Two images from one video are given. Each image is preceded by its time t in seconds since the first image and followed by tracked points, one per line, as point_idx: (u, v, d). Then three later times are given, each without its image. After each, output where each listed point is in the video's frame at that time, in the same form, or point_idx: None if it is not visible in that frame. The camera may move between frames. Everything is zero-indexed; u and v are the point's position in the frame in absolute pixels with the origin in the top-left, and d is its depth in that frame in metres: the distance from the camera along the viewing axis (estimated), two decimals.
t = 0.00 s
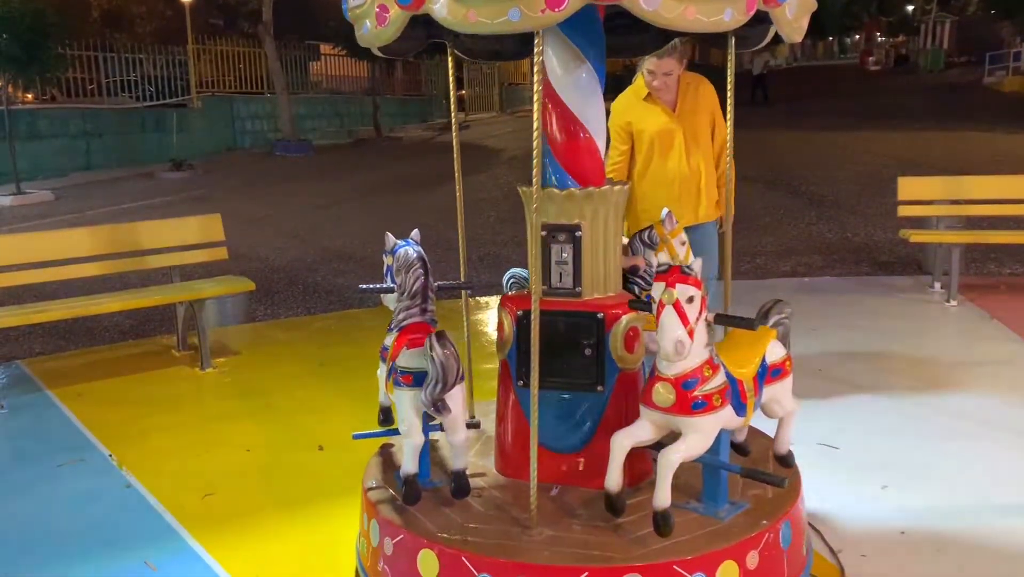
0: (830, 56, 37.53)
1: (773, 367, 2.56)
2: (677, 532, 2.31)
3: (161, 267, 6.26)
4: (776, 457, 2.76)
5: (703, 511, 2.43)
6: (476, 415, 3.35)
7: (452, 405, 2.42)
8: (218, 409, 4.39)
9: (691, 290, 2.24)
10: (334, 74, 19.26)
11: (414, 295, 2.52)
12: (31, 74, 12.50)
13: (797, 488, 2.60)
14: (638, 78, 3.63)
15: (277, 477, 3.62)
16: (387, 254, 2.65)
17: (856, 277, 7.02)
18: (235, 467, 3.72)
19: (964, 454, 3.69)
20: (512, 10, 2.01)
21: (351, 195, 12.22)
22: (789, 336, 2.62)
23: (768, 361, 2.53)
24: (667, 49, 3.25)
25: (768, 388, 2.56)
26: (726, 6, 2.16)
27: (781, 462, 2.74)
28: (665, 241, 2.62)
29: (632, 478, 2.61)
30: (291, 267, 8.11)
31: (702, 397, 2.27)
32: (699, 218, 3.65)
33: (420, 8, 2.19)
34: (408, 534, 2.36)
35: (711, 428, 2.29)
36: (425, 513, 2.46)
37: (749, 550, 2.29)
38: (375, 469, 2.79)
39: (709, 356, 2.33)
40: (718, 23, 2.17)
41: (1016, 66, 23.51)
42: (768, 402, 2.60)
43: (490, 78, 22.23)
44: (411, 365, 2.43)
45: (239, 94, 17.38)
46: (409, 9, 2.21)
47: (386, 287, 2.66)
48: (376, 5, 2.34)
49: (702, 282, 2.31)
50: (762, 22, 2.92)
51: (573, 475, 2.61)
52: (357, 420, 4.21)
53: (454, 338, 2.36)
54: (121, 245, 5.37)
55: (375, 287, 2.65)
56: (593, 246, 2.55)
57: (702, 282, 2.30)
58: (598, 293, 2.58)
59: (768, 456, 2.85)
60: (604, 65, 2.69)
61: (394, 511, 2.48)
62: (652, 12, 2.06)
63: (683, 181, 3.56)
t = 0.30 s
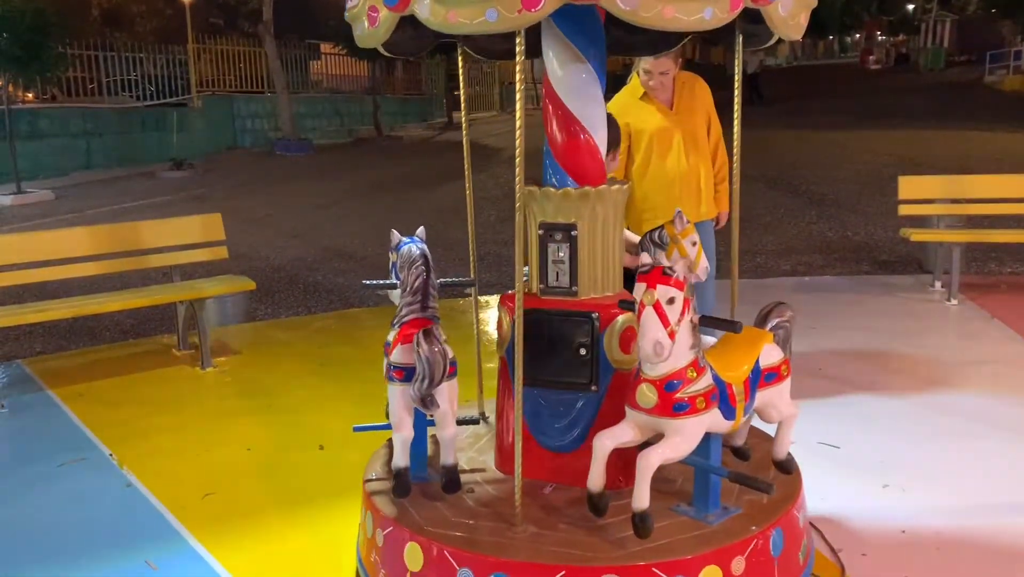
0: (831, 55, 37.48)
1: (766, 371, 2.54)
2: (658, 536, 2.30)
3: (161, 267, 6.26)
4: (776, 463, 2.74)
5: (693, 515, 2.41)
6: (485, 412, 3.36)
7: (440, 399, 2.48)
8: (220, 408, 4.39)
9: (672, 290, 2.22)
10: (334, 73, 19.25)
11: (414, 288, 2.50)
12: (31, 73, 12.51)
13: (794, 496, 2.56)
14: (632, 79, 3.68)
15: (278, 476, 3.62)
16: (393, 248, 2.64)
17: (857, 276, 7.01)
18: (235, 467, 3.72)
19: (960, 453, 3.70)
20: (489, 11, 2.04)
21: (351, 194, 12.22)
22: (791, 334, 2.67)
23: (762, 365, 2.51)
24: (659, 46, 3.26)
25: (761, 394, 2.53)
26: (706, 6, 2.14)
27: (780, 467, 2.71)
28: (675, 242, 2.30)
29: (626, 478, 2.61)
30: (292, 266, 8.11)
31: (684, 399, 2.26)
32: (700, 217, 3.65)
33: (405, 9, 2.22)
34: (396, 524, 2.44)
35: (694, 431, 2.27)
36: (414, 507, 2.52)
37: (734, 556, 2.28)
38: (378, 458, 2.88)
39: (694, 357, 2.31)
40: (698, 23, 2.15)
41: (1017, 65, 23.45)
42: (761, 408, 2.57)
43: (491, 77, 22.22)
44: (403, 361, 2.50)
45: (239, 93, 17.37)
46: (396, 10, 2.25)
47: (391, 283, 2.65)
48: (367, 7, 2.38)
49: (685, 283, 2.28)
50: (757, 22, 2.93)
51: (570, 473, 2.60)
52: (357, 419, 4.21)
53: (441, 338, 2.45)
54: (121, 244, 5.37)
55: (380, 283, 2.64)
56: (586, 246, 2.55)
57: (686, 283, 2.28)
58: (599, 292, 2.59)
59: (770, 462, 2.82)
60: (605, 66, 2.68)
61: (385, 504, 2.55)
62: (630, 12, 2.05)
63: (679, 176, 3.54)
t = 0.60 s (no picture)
0: (831, 55, 37.45)
1: (760, 375, 2.52)
2: (643, 537, 2.31)
3: (161, 266, 6.26)
4: (773, 469, 2.72)
5: (681, 518, 2.41)
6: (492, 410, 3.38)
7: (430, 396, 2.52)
8: (220, 408, 4.40)
9: (651, 292, 2.21)
10: (335, 72, 19.25)
11: (416, 287, 2.55)
12: (31, 73, 12.52)
13: (788, 502, 2.54)
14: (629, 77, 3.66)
15: (277, 476, 3.62)
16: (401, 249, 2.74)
17: (857, 276, 7.01)
18: (235, 466, 3.72)
19: (958, 452, 3.70)
20: (470, 12, 2.08)
21: (351, 194, 12.21)
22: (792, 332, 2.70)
23: (755, 368, 2.50)
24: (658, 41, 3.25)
25: (753, 398, 2.51)
26: (689, 4, 2.13)
27: (777, 473, 2.70)
28: (683, 242, 2.69)
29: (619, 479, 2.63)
30: (291, 266, 8.10)
31: (666, 401, 2.27)
32: (700, 215, 3.65)
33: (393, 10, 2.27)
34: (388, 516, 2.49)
35: (676, 434, 2.28)
36: (406, 501, 2.56)
37: (719, 561, 2.26)
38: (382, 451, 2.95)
39: (676, 360, 2.31)
40: (680, 21, 2.14)
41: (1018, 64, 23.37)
42: (754, 412, 2.56)
43: (490, 76, 22.20)
44: (394, 357, 2.56)
45: (239, 93, 17.36)
46: (386, 11, 2.31)
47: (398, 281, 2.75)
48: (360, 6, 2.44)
49: (667, 284, 2.27)
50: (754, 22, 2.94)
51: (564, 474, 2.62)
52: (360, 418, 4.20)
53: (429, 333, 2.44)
54: (123, 244, 5.36)
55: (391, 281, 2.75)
56: (583, 246, 2.54)
57: (669, 285, 2.26)
58: (604, 289, 2.58)
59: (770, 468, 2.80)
60: (605, 67, 2.68)
61: (380, 496, 2.62)
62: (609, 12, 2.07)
63: (678, 175, 3.55)
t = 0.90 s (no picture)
0: (829, 54, 37.45)
1: (750, 379, 2.50)
2: (625, 538, 2.33)
3: (158, 266, 6.25)
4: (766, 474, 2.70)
5: (665, 521, 2.41)
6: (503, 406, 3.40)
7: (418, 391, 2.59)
8: (219, 407, 4.39)
9: (627, 293, 2.20)
10: (333, 71, 19.23)
11: (414, 282, 2.68)
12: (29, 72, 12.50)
13: (779, 508, 2.53)
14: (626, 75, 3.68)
15: (277, 476, 3.62)
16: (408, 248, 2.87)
17: (855, 274, 7.01)
18: (233, 465, 3.72)
19: (954, 450, 3.71)
20: (446, 13, 2.11)
21: (349, 193, 12.20)
22: (788, 335, 2.74)
23: (742, 371, 2.48)
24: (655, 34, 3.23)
25: (742, 401, 2.49)
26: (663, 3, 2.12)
27: (770, 479, 2.68)
28: (689, 243, 2.84)
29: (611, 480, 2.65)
30: (288, 265, 8.09)
31: (644, 403, 2.28)
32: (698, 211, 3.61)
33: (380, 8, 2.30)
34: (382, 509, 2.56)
35: (653, 436, 2.28)
36: (397, 494, 2.62)
37: (697, 565, 2.26)
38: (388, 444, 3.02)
39: (655, 361, 2.31)
40: (653, 20, 2.13)
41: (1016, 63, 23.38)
42: (744, 417, 2.54)
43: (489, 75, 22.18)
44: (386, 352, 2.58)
45: (237, 92, 17.35)
46: (373, 11, 2.34)
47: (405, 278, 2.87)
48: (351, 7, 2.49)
49: (647, 285, 2.26)
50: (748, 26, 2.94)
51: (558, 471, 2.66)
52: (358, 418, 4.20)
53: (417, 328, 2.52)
54: (122, 244, 5.35)
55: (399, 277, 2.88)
56: (577, 246, 2.55)
57: (647, 286, 2.26)
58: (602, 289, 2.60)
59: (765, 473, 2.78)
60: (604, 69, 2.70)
61: (373, 488, 2.70)
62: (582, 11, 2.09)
63: (674, 171, 3.54)
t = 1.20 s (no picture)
0: (827, 50, 37.38)
1: (735, 379, 2.47)
2: (606, 536, 2.33)
3: (154, 263, 6.23)
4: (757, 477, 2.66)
5: (648, 520, 2.42)
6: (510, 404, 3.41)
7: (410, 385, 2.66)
8: (216, 404, 4.39)
9: (602, 290, 2.16)
10: (330, 69, 19.18)
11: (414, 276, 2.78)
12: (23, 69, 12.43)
13: (768, 510, 2.50)
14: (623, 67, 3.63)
15: (274, 473, 3.61)
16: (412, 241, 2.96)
17: (852, 271, 7.00)
18: (230, 462, 3.72)
19: (946, 446, 3.72)
20: (425, 10, 2.20)
21: (345, 190, 12.18)
22: (780, 335, 2.69)
23: (727, 371, 2.45)
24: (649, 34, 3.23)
25: (728, 401, 2.46)
26: None
27: (761, 482, 2.64)
28: (694, 239, 2.76)
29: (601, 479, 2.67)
30: (284, 262, 8.07)
31: (620, 400, 2.27)
32: (695, 209, 3.62)
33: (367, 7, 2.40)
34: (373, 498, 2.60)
35: (629, 434, 2.27)
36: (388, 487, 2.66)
37: (676, 565, 2.26)
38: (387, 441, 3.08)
39: (633, 359, 2.30)
40: (629, 16, 2.14)
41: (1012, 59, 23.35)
42: (729, 417, 2.51)
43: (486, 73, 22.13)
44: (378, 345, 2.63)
45: (233, 89, 17.29)
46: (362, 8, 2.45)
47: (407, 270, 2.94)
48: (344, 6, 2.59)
49: (625, 283, 2.21)
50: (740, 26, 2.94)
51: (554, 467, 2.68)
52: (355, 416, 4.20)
53: (405, 321, 2.58)
54: (119, 241, 5.34)
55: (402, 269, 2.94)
56: (570, 242, 2.54)
57: (625, 285, 2.21)
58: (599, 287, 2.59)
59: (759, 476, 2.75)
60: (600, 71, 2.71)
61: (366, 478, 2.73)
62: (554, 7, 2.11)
63: (670, 171, 3.56)
